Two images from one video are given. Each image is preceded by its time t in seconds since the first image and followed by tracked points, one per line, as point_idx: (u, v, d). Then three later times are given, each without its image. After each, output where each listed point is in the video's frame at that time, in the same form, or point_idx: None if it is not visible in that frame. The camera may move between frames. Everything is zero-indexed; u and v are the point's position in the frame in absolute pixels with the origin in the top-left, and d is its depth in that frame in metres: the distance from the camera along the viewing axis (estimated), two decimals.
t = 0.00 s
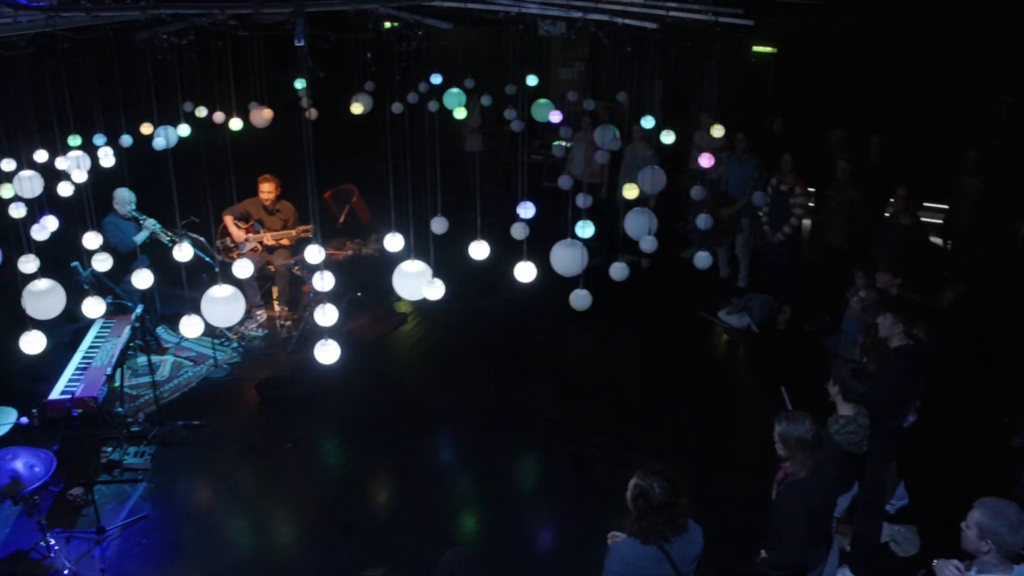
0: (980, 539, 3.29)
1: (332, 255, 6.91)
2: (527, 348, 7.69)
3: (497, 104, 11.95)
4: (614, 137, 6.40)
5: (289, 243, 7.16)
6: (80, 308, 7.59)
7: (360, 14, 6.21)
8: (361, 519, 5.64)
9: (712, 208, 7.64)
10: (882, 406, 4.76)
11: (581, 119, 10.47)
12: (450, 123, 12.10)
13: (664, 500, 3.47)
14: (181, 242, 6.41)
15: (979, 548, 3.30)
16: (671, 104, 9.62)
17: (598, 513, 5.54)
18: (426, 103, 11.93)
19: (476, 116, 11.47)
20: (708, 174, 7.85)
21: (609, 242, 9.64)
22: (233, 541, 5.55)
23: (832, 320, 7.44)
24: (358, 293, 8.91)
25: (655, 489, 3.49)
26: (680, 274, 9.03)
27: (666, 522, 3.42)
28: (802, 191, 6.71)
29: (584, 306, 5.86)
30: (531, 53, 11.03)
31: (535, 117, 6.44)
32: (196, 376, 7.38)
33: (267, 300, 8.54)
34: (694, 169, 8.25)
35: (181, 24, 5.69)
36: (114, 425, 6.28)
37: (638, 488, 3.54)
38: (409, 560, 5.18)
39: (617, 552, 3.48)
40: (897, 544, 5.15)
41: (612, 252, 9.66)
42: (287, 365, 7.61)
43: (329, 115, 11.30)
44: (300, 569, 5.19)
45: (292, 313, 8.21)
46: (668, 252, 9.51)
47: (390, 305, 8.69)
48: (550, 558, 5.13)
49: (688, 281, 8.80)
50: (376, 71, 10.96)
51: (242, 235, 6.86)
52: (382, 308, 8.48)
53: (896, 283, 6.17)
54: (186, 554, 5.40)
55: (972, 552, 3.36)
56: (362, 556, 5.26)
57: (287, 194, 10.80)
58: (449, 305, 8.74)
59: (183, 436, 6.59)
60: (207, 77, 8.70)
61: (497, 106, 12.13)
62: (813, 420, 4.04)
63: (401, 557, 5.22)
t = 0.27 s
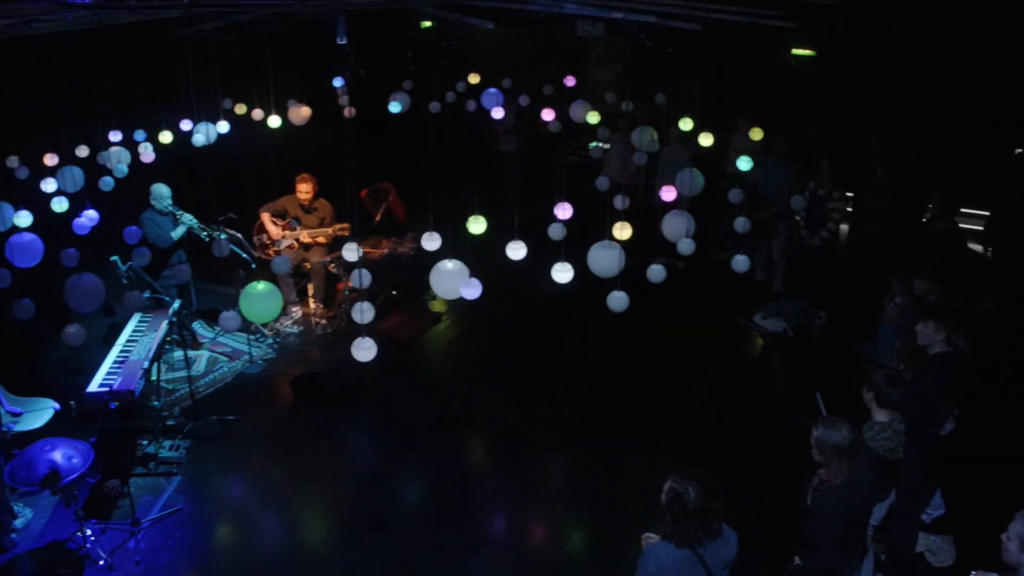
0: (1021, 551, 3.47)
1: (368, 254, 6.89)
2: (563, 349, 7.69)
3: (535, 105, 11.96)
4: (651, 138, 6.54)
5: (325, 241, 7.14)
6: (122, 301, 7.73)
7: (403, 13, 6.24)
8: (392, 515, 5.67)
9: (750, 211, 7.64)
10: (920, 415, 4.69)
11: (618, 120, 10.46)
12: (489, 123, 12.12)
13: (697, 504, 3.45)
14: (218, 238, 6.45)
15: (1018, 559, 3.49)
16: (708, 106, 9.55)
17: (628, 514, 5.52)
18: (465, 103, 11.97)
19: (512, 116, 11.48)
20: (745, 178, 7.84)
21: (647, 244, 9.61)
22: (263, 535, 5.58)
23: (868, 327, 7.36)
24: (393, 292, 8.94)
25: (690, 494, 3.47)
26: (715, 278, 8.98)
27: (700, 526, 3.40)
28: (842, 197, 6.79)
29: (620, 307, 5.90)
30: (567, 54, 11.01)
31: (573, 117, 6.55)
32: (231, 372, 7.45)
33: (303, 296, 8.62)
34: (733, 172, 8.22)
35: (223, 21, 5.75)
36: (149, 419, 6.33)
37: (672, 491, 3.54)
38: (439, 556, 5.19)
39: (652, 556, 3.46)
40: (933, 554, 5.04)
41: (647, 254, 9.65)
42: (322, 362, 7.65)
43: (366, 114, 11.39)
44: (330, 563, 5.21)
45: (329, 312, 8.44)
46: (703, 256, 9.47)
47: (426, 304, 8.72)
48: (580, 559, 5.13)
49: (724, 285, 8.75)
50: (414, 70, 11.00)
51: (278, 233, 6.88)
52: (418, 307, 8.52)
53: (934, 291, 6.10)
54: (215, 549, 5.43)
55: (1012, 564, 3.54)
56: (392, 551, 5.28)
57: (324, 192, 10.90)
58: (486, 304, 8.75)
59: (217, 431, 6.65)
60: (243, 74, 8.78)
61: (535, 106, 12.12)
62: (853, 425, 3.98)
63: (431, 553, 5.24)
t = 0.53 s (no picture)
0: None
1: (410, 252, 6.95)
2: (605, 350, 7.67)
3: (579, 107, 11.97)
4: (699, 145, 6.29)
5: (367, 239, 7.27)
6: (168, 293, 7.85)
7: (452, 13, 6.30)
8: (427, 515, 5.70)
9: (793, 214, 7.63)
10: (964, 426, 4.62)
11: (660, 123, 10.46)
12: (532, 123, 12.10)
13: (734, 509, 3.44)
14: (260, 232, 6.42)
15: None
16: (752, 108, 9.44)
17: (663, 519, 5.52)
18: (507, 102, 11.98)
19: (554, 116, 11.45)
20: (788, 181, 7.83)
21: (692, 245, 9.57)
22: (298, 531, 5.62)
23: (911, 335, 7.27)
24: (433, 291, 8.97)
25: (725, 499, 3.47)
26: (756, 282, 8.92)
27: (737, 531, 3.40)
28: (887, 202, 6.87)
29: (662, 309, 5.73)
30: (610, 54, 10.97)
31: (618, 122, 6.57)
32: (272, 367, 7.53)
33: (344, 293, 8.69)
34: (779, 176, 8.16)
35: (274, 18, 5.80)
36: (190, 412, 6.40)
37: (709, 497, 3.53)
38: (475, 559, 5.22)
39: (695, 562, 3.44)
40: (975, 567, 4.98)
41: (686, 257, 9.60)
42: (361, 359, 7.69)
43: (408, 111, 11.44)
44: (366, 564, 5.26)
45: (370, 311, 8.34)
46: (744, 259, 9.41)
47: (466, 303, 8.74)
48: (613, 563, 5.14)
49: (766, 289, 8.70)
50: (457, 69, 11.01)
51: (321, 230, 7.02)
52: (458, 307, 8.55)
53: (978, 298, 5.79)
54: (250, 544, 5.50)
55: None
56: (429, 553, 5.32)
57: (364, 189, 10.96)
58: (529, 305, 8.75)
59: (256, 426, 6.71)
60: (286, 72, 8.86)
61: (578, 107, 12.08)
62: (897, 434, 3.91)
63: (467, 556, 5.27)
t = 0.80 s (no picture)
0: None
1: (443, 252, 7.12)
2: (637, 352, 7.68)
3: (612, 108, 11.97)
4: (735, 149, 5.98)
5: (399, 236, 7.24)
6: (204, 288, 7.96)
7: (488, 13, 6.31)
8: (457, 514, 5.72)
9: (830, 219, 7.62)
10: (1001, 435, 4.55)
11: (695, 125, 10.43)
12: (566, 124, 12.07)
13: (769, 516, 3.33)
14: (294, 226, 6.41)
15: None
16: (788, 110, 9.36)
17: (691, 522, 5.51)
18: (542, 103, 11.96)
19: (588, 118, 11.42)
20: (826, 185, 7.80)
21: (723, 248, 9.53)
22: (327, 528, 5.65)
23: (947, 342, 7.18)
24: (466, 290, 9.00)
25: (760, 506, 3.35)
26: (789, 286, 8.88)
27: (768, 541, 3.30)
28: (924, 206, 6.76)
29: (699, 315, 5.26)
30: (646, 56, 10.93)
31: (653, 123, 6.57)
32: (304, 364, 7.59)
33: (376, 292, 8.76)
34: (815, 179, 8.12)
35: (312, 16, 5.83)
36: (223, 408, 6.46)
37: (742, 504, 3.41)
38: (504, 560, 5.23)
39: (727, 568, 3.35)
40: None
41: (718, 260, 9.59)
42: (393, 358, 7.73)
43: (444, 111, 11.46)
44: (395, 563, 5.28)
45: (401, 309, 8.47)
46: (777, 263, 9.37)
47: (498, 304, 8.76)
48: (640, 565, 5.13)
49: (800, 293, 8.65)
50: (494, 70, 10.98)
51: (353, 227, 7.01)
52: (490, 307, 8.57)
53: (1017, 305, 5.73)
54: (279, 540, 5.54)
55: None
56: (457, 552, 5.33)
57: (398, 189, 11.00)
58: (562, 306, 8.75)
59: (288, 422, 6.76)
60: (321, 70, 8.91)
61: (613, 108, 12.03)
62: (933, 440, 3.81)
63: (496, 555, 5.29)
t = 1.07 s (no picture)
0: None
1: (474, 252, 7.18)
2: (668, 354, 7.68)
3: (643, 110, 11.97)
4: (764, 147, 6.42)
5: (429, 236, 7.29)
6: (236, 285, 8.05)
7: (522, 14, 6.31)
8: (484, 513, 5.72)
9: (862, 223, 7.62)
10: None
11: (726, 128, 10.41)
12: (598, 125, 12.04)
13: (800, 524, 3.40)
14: (324, 227, 6.49)
15: None
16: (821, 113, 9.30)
17: (718, 525, 5.50)
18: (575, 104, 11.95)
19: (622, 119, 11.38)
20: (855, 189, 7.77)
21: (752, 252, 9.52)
22: (355, 526, 5.67)
23: (980, 348, 7.12)
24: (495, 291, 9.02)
25: (791, 514, 3.42)
26: (819, 290, 8.85)
27: (798, 550, 3.35)
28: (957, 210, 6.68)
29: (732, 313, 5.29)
30: (678, 57, 10.88)
31: (684, 124, 6.52)
32: (333, 362, 7.65)
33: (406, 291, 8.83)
34: (846, 183, 8.07)
35: (345, 15, 5.87)
36: (253, 405, 6.52)
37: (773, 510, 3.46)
38: (531, 560, 5.23)
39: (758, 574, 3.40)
40: None
41: (747, 263, 9.57)
42: (422, 357, 7.76)
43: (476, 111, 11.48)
44: (422, 561, 5.29)
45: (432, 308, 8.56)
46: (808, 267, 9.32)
47: (527, 305, 8.78)
48: (667, 566, 5.13)
49: (832, 297, 8.61)
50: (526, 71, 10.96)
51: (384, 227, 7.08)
52: (520, 307, 8.59)
53: None
54: (306, 536, 5.56)
55: None
56: (485, 552, 5.33)
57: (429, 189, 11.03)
58: (593, 308, 8.75)
59: (317, 420, 6.80)
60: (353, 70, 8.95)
61: (644, 110, 11.98)
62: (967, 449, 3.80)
63: (523, 555, 5.29)
